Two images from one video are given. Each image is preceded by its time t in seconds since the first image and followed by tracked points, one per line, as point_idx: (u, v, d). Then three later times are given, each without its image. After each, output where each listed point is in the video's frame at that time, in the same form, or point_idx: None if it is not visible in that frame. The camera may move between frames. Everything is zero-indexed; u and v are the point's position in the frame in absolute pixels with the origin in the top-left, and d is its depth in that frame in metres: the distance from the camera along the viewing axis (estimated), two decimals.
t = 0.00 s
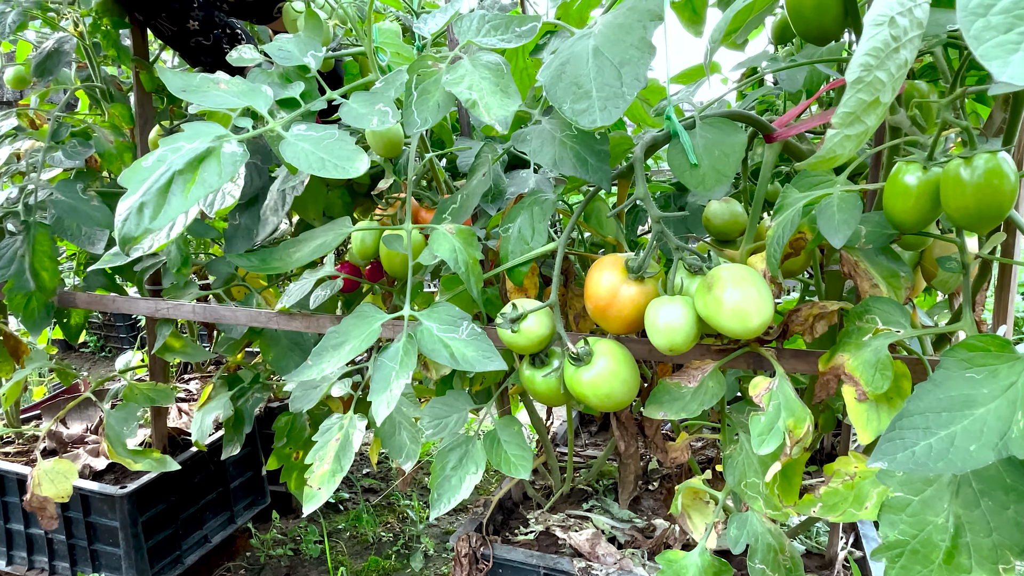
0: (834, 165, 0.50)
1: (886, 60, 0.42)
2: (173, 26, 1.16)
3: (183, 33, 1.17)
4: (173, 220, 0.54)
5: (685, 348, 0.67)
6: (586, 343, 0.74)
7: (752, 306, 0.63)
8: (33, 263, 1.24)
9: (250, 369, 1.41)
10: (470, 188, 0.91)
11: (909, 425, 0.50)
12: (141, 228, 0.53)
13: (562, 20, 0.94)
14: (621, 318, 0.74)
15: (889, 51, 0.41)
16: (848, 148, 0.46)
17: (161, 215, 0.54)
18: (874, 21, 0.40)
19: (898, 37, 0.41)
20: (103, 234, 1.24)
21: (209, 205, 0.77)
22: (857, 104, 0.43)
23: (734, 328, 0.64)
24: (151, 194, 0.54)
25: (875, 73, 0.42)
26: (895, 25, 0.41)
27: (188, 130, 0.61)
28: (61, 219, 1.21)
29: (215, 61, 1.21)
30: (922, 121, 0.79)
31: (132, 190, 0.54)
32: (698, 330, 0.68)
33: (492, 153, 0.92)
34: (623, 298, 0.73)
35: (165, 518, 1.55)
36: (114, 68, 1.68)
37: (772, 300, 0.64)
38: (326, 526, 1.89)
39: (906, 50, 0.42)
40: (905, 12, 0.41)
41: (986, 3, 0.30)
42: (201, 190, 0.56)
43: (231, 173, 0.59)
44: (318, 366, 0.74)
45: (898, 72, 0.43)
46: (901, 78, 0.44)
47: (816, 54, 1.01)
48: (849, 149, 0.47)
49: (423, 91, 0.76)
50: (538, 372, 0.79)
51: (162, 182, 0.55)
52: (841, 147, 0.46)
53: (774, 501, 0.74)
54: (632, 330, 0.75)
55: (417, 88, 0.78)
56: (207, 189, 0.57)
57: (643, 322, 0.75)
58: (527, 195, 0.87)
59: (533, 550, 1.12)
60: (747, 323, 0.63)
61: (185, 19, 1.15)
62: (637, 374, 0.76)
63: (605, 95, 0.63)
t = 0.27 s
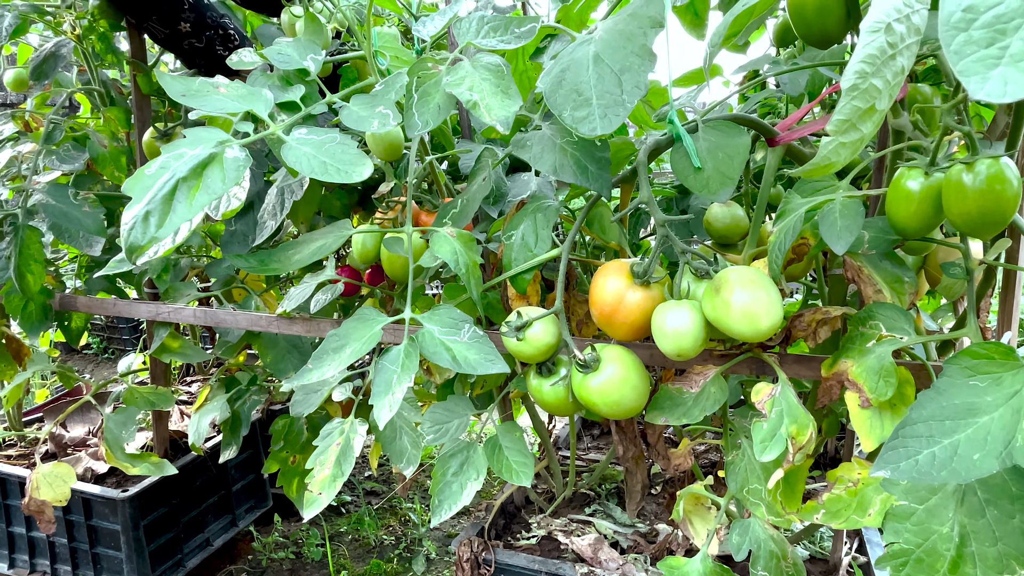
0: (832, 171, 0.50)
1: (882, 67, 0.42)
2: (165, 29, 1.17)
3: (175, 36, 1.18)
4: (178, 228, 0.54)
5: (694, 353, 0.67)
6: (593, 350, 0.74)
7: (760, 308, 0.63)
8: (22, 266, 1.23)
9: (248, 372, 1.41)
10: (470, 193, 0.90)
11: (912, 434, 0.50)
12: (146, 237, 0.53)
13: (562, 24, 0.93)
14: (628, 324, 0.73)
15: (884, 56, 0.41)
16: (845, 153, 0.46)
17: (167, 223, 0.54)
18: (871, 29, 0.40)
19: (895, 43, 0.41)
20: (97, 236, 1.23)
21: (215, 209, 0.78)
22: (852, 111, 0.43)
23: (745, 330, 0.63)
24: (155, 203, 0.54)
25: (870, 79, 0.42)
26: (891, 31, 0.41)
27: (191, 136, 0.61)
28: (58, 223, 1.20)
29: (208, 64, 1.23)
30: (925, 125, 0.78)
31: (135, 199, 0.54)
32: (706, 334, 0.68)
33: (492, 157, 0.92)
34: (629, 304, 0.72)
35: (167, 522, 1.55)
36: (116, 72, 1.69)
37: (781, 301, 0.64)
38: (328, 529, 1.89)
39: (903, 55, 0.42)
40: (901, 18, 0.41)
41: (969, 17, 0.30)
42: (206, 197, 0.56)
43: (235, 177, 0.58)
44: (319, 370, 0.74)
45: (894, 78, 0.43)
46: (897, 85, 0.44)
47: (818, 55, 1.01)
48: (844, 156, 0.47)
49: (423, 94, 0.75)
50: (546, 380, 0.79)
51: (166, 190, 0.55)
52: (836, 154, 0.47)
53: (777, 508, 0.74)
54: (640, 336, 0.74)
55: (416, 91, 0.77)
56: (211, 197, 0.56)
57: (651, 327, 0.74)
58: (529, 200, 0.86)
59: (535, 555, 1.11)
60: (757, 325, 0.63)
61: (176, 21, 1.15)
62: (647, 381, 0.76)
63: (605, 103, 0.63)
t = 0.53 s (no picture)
0: (836, 178, 0.50)
1: (885, 74, 0.42)
2: (162, 31, 1.18)
3: (173, 39, 1.18)
4: (181, 237, 0.54)
5: (693, 356, 0.67)
6: (593, 352, 0.74)
7: (759, 312, 0.63)
8: (25, 269, 1.24)
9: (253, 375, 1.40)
10: (473, 195, 0.91)
11: (915, 438, 0.50)
12: (150, 245, 0.53)
13: (567, 28, 0.94)
14: (628, 327, 0.73)
15: (889, 65, 0.42)
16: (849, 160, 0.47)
17: (169, 232, 0.54)
18: (874, 36, 0.40)
19: (898, 51, 0.42)
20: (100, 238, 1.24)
21: (217, 215, 0.78)
22: (856, 119, 0.44)
23: (743, 336, 0.63)
24: (158, 211, 0.54)
25: (875, 87, 0.42)
26: (895, 39, 0.41)
27: (194, 144, 0.61)
28: (61, 225, 1.21)
29: (206, 67, 1.24)
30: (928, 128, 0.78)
31: (139, 208, 0.54)
32: (706, 338, 0.68)
33: (494, 160, 0.92)
34: (629, 306, 0.72)
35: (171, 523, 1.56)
36: (120, 75, 1.70)
37: (780, 306, 0.64)
38: (331, 531, 1.89)
39: (907, 63, 0.43)
40: (905, 25, 0.41)
41: (971, 22, 0.30)
42: (207, 205, 0.56)
43: (237, 186, 0.59)
44: (318, 373, 0.74)
45: (899, 85, 0.44)
46: (902, 91, 0.44)
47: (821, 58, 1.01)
48: (849, 163, 0.48)
49: (426, 100, 0.76)
50: (545, 380, 0.79)
51: (168, 199, 0.55)
52: (842, 161, 0.47)
53: (780, 512, 0.74)
54: (640, 338, 0.74)
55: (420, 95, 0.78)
56: (212, 206, 0.56)
57: (650, 330, 0.74)
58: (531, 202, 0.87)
59: (537, 558, 1.11)
60: (756, 329, 0.63)
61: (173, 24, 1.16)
62: (647, 383, 0.76)
63: (607, 105, 0.63)
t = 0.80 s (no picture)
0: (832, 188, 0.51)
1: (880, 87, 0.43)
2: (161, 37, 1.20)
3: (171, 44, 1.20)
4: (185, 241, 0.53)
5: (691, 362, 0.67)
6: (592, 358, 0.74)
7: (757, 319, 0.63)
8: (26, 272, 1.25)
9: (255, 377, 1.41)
10: (475, 201, 0.91)
11: (911, 445, 0.50)
12: (153, 250, 0.52)
13: (567, 34, 0.95)
14: (627, 333, 0.74)
15: (883, 78, 0.42)
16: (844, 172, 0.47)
17: (173, 237, 0.54)
18: (869, 50, 0.41)
19: (893, 63, 0.42)
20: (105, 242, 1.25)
21: (220, 222, 0.80)
22: (851, 131, 0.44)
23: (740, 342, 0.63)
24: (162, 216, 0.54)
25: (869, 100, 0.43)
26: (889, 52, 0.42)
27: (197, 151, 0.61)
28: (64, 229, 1.22)
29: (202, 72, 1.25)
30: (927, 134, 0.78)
31: (143, 213, 0.54)
32: (704, 344, 0.68)
33: (495, 166, 0.93)
34: (628, 313, 0.73)
35: (174, 525, 1.56)
36: (123, 80, 1.71)
37: (778, 313, 0.64)
38: (333, 533, 1.90)
39: (901, 75, 0.43)
40: (900, 38, 0.42)
41: (956, 40, 0.31)
42: (212, 211, 0.56)
43: (241, 192, 0.58)
44: (320, 377, 0.74)
45: (893, 98, 0.44)
46: (896, 104, 0.45)
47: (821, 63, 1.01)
48: (845, 174, 0.48)
49: (427, 107, 0.76)
50: (545, 388, 0.79)
51: (172, 204, 0.55)
52: (837, 173, 0.48)
53: (780, 517, 0.74)
54: (639, 344, 0.75)
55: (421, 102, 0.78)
56: (216, 210, 0.56)
57: (650, 336, 0.75)
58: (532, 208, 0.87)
59: (539, 561, 1.12)
60: (754, 336, 0.63)
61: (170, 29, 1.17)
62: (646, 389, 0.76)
63: (606, 112, 0.63)
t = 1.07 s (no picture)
0: (831, 206, 0.52)
1: (875, 107, 0.44)
2: (163, 43, 1.20)
3: (173, 50, 1.21)
4: (183, 247, 0.54)
5: (696, 369, 0.68)
6: (596, 365, 0.75)
7: (760, 325, 0.64)
8: (33, 277, 1.27)
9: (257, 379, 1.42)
10: (476, 208, 0.92)
11: (907, 454, 0.51)
12: (152, 255, 0.53)
13: (568, 42, 0.96)
14: (630, 340, 0.74)
15: (878, 97, 0.43)
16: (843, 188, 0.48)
17: (172, 242, 0.54)
18: (862, 70, 0.42)
19: (887, 83, 0.43)
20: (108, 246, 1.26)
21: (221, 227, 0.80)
22: (846, 150, 0.45)
23: (744, 348, 0.64)
24: (162, 221, 0.54)
25: (863, 119, 0.44)
26: (882, 72, 0.43)
27: (198, 157, 0.62)
28: (68, 234, 1.23)
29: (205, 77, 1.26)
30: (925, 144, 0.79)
31: (143, 218, 0.55)
32: (708, 350, 0.69)
33: (495, 173, 0.93)
34: (631, 320, 0.73)
35: (177, 528, 1.57)
36: (127, 84, 1.72)
37: (780, 319, 0.65)
38: (335, 536, 1.90)
39: (895, 94, 0.44)
40: (894, 57, 0.43)
41: (952, 62, 0.31)
42: (210, 217, 0.56)
43: (240, 199, 0.59)
44: (319, 381, 0.75)
45: (889, 117, 0.45)
46: (892, 122, 0.46)
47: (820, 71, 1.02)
48: (842, 191, 0.49)
49: (427, 113, 0.76)
50: (549, 394, 0.80)
51: (172, 210, 0.55)
52: (833, 190, 0.49)
53: (778, 523, 0.74)
54: (643, 351, 0.75)
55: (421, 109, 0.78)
56: (215, 217, 0.57)
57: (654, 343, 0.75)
58: (532, 215, 0.88)
59: (539, 565, 1.12)
60: (757, 342, 0.63)
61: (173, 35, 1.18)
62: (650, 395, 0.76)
63: (606, 122, 0.64)
